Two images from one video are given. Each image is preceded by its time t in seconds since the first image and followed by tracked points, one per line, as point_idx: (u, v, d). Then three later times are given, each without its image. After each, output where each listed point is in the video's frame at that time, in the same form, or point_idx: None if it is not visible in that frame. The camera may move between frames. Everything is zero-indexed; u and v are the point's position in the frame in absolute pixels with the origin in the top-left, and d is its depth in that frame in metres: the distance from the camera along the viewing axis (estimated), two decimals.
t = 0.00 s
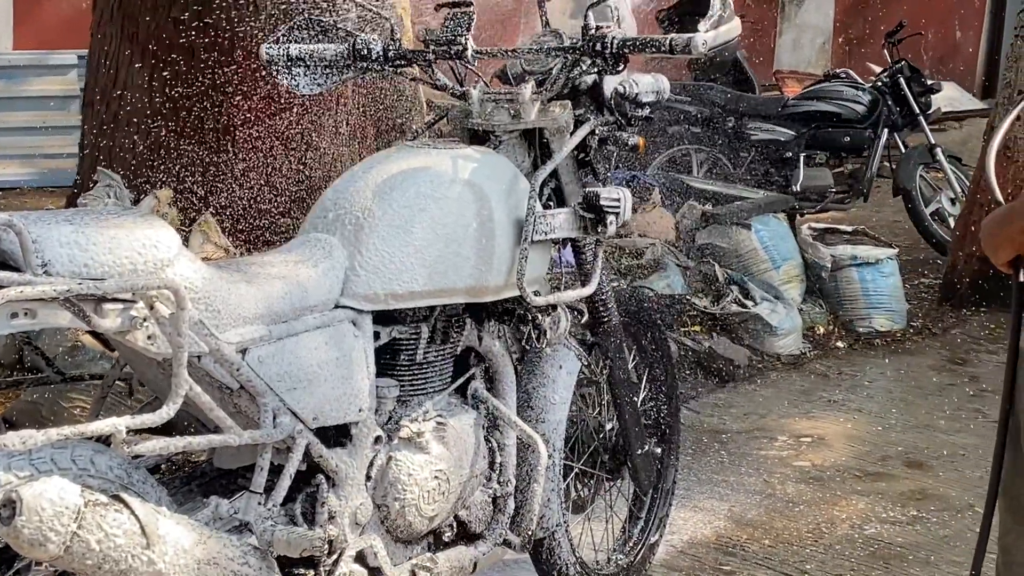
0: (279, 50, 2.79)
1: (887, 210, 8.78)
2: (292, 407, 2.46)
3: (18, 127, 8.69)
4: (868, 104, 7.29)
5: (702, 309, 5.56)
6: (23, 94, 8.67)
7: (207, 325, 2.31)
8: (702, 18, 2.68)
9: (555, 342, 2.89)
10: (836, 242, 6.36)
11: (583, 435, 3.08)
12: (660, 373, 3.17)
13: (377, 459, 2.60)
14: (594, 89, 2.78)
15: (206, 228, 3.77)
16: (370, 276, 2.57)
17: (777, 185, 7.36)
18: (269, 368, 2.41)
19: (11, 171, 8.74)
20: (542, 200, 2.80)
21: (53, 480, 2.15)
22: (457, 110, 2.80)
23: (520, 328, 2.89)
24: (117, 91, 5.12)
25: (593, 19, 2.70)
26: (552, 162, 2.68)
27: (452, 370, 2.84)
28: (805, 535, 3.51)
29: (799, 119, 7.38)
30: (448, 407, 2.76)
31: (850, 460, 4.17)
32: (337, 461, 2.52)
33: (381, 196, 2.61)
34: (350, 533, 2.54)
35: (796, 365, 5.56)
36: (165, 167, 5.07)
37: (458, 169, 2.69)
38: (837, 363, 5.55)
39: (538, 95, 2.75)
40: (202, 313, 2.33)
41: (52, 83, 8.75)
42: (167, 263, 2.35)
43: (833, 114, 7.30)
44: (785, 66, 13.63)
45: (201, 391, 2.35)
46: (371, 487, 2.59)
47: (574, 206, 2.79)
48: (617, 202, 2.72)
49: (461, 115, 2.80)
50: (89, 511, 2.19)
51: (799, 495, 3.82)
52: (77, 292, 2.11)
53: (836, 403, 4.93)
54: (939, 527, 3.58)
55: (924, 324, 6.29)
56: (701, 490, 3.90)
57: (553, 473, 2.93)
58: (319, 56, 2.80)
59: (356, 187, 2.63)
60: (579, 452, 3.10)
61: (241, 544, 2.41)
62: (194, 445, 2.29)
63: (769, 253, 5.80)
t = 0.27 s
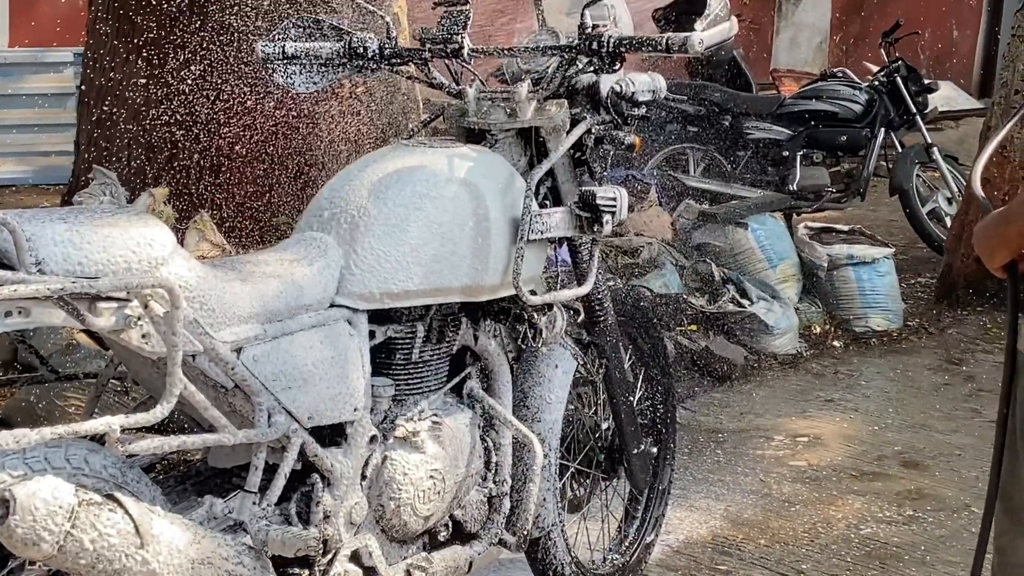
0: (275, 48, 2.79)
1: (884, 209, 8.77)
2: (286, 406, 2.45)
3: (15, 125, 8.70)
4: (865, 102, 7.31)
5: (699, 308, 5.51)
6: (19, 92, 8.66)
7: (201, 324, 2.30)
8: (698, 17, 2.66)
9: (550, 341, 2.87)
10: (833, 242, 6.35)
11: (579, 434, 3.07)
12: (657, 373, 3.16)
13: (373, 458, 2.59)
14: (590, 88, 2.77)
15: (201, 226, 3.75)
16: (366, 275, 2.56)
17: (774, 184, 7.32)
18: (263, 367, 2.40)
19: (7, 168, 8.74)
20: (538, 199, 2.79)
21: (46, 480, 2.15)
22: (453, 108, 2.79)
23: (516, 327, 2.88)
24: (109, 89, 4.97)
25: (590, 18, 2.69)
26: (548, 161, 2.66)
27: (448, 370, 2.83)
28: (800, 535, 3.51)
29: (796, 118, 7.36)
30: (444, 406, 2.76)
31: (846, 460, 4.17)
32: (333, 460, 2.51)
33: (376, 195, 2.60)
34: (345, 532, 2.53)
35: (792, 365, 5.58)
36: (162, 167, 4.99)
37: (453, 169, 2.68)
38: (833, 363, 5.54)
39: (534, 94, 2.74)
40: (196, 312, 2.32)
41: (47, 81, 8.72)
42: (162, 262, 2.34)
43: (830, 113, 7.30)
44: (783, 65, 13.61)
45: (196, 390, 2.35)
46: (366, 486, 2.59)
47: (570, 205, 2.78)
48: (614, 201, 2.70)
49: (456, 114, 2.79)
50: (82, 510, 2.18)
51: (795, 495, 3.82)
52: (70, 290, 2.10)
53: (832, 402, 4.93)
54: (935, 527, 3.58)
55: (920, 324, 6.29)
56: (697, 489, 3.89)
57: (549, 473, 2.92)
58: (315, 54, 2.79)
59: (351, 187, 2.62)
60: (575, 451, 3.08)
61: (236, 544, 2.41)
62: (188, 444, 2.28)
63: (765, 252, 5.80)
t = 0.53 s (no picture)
0: (273, 44, 2.79)
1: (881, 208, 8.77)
2: (285, 404, 2.45)
3: (12, 122, 8.70)
4: (863, 101, 7.39)
5: (698, 306, 5.56)
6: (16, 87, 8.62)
7: (199, 321, 2.30)
8: (697, 14, 2.65)
9: (549, 338, 2.86)
10: (831, 240, 6.37)
11: (577, 432, 3.06)
12: (655, 370, 3.17)
13: (371, 456, 2.59)
14: (590, 86, 2.77)
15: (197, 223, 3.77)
16: (364, 273, 2.56)
17: (772, 182, 7.29)
18: (262, 365, 2.40)
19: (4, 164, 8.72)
20: (537, 196, 2.78)
21: (44, 477, 2.14)
22: (452, 105, 2.79)
23: (514, 325, 2.88)
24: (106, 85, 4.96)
25: (589, 15, 2.68)
26: (547, 158, 2.66)
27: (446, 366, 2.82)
28: (799, 533, 3.51)
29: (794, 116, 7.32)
30: (443, 404, 2.75)
31: (844, 458, 4.17)
32: (331, 458, 2.51)
33: (375, 192, 2.60)
34: (343, 530, 2.53)
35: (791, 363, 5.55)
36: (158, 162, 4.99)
37: (453, 166, 2.67)
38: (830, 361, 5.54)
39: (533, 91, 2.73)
40: (195, 309, 2.33)
41: (44, 77, 8.68)
42: (160, 259, 2.33)
43: (829, 112, 7.33)
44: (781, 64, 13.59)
45: (193, 387, 2.35)
46: (364, 484, 2.58)
47: (569, 202, 2.77)
48: (613, 199, 2.70)
49: (455, 111, 2.79)
50: (80, 507, 2.18)
51: (793, 493, 3.82)
52: (69, 287, 2.10)
53: (829, 401, 4.94)
54: (933, 525, 3.58)
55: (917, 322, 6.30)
56: (696, 488, 3.89)
57: (547, 471, 2.92)
58: (314, 51, 2.78)
59: (349, 184, 2.62)
60: (573, 449, 3.08)
61: (233, 541, 2.40)
62: (185, 441, 2.28)
63: (765, 250, 5.81)
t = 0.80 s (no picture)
0: (275, 41, 2.79)
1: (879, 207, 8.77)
2: (285, 401, 2.44)
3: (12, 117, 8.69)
4: (863, 99, 7.30)
5: (697, 304, 5.58)
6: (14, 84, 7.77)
7: (199, 319, 2.30)
8: (700, 10, 2.64)
9: (549, 337, 2.86)
10: (830, 238, 6.39)
11: (578, 430, 3.06)
12: (655, 368, 3.17)
13: (371, 454, 2.58)
14: (591, 84, 2.77)
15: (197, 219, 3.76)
16: (364, 271, 2.56)
17: (772, 181, 7.36)
18: (262, 362, 2.40)
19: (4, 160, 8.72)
20: (538, 194, 2.78)
21: (44, 474, 2.14)
22: (453, 103, 2.79)
23: (515, 323, 2.87)
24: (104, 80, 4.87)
25: (591, 12, 2.67)
26: (548, 156, 2.66)
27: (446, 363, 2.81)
28: (798, 532, 3.52)
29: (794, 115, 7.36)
30: (443, 402, 2.75)
31: (844, 457, 4.17)
32: (331, 456, 2.51)
33: (375, 189, 2.60)
34: (343, 528, 2.53)
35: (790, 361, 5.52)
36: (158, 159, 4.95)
37: (453, 163, 2.67)
38: (830, 360, 5.54)
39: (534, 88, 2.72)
40: (195, 306, 2.33)
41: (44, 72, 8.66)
42: (160, 256, 2.32)
43: (829, 110, 7.29)
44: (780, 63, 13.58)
45: (194, 385, 2.34)
46: (364, 482, 2.58)
47: (570, 200, 2.76)
48: (614, 196, 2.67)
49: (456, 108, 2.79)
50: (80, 505, 2.18)
51: (793, 492, 3.83)
52: (69, 285, 2.09)
53: (828, 399, 4.94)
54: (933, 525, 3.58)
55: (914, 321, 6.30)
56: (696, 486, 3.89)
57: (547, 469, 2.91)
58: (315, 47, 2.77)
59: (349, 181, 2.62)
60: (574, 447, 3.07)
61: (233, 539, 2.40)
62: (186, 438, 2.28)
63: (764, 249, 5.81)
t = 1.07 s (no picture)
0: (277, 39, 2.77)
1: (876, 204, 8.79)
2: (287, 399, 2.44)
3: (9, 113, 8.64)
4: (862, 97, 7.30)
5: (698, 302, 5.58)
6: (15, 84, 7.41)
7: (202, 316, 2.30)
8: (704, 8, 2.64)
9: (552, 334, 2.87)
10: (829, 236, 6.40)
11: (579, 428, 3.06)
12: (656, 366, 3.17)
13: (374, 451, 2.58)
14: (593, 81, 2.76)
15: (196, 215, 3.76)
16: (367, 269, 2.55)
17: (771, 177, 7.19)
18: (265, 360, 2.40)
19: None
20: (540, 192, 2.78)
21: (47, 472, 2.13)
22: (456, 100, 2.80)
23: (518, 320, 2.87)
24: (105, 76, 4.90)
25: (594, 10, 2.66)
26: (551, 154, 2.65)
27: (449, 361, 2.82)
28: (799, 529, 3.53)
29: (794, 112, 7.35)
30: (445, 399, 2.75)
31: (844, 455, 4.18)
32: (334, 454, 2.50)
33: (378, 186, 2.60)
34: (345, 525, 2.53)
35: (789, 358, 5.55)
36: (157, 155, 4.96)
37: (455, 161, 2.67)
38: (829, 358, 5.55)
39: (537, 86, 2.72)
40: (198, 304, 2.32)
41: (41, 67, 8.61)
42: (163, 254, 2.32)
43: (828, 109, 7.29)
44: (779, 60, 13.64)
45: (196, 382, 2.34)
46: (367, 480, 2.58)
47: (573, 198, 2.77)
48: (617, 194, 2.69)
49: (459, 106, 2.80)
50: (83, 503, 2.17)
51: (793, 490, 3.84)
52: (72, 282, 2.09)
53: (828, 397, 4.96)
54: (933, 522, 3.60)
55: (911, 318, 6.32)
56: (696, 483, 3.90)
57: (549, 467, 2.92)
58: (317, 44, 2.76)
59: (352, 178, 2.62)
60: (575, 445, 3.08)
61: (235, 537, 2.39)
62: (189, 436, 2.27)
63: (764, 246, 5.86)
